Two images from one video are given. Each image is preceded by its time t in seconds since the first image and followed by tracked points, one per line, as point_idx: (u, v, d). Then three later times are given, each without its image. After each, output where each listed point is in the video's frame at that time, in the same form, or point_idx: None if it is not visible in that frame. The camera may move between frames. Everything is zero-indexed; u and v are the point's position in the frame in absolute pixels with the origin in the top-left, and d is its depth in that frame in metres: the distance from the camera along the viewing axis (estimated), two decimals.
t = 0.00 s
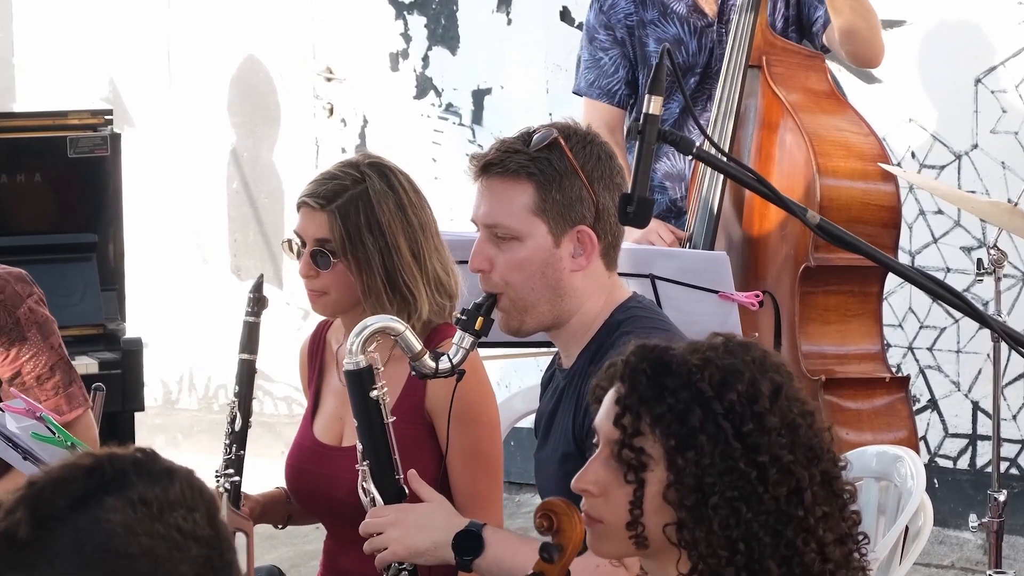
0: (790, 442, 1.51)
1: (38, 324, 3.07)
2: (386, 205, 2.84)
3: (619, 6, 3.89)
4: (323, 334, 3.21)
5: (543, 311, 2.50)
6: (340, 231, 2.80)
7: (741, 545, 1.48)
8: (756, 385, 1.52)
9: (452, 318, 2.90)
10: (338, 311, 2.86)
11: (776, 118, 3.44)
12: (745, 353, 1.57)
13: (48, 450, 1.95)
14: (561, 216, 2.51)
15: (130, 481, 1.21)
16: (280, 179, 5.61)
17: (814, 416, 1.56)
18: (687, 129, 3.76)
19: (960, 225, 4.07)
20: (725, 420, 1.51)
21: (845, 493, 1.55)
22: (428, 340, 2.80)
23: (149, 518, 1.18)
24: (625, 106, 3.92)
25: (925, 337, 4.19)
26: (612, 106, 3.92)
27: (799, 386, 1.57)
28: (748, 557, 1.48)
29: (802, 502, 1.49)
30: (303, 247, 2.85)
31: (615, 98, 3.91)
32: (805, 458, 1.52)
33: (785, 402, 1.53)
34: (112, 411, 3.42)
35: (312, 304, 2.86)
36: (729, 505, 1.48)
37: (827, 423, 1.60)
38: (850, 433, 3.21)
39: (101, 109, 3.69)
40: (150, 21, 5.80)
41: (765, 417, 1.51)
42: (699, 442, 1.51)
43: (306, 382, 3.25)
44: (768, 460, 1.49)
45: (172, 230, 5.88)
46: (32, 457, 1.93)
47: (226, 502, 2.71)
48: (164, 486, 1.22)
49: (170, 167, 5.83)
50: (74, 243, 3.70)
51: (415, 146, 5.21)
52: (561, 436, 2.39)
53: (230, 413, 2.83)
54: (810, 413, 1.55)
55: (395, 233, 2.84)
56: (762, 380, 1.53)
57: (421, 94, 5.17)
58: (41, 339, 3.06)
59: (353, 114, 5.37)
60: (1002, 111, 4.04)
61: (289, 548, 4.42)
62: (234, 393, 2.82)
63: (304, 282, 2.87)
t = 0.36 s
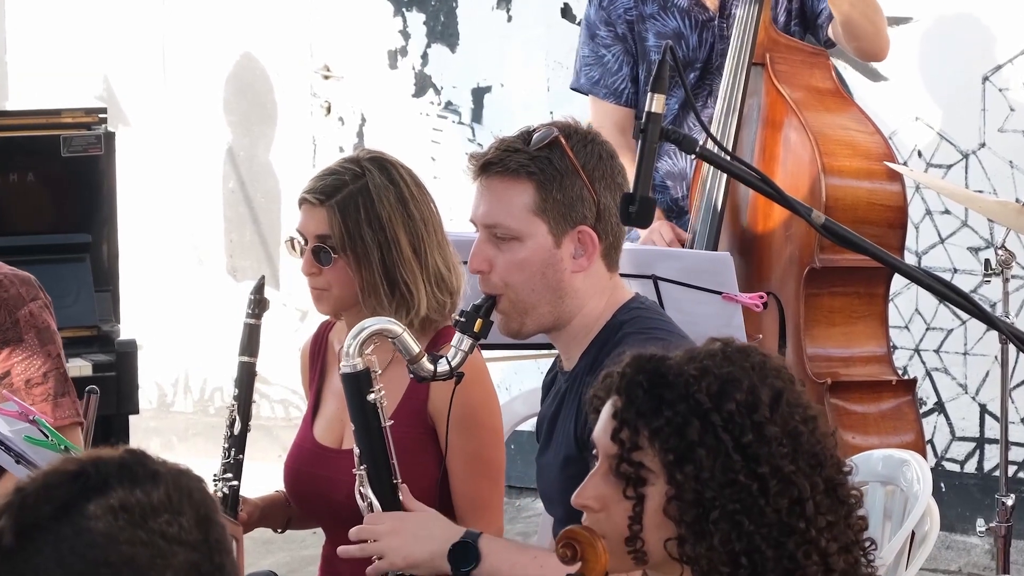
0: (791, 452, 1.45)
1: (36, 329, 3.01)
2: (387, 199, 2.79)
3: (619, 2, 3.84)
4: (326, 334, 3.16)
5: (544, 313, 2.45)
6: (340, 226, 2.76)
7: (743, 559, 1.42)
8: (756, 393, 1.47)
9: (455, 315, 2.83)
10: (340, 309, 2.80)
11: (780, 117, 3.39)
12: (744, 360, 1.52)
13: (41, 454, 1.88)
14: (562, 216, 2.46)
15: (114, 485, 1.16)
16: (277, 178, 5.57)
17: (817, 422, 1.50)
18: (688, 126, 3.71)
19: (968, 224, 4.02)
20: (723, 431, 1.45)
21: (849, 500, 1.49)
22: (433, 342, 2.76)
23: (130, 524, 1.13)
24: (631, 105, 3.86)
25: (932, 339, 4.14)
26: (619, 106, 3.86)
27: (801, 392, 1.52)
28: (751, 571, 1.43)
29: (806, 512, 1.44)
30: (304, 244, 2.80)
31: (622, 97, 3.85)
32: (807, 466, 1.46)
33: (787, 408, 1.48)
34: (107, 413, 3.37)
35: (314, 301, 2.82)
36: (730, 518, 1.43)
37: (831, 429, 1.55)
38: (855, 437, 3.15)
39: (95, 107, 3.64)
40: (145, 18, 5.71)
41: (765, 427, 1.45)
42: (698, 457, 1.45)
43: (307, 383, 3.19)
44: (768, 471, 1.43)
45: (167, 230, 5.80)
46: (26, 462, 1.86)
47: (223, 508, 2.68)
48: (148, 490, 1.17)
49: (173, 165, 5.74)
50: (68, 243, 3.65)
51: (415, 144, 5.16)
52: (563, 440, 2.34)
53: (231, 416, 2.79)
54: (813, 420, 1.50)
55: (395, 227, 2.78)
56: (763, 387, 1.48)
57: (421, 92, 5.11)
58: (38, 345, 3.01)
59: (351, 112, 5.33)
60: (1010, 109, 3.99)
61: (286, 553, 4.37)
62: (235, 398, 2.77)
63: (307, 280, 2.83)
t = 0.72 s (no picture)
0: (797, 460, 1.39)
1: (34, 332, 2.99)
2: (381, 198, 2.74)
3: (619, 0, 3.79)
4: (327, 334, 3.10)
5: (543, 314, 2.40)
6: (333, 227, 2.71)
7: (746, 569, 1.36)
8: (761, 399, 1.41)
9: (449, 317, 2.78)
10: (337, 310, 2.78)
11: (783, 114, 3.34)
12: (748, 365, 1.46)
13: (36, 457, 1.81)
14: (561, 216, 2.41)
15: (133, 484, 1.08)
16: (273, 178, 5.51)
17: (823, 426, 1.44)
18: (691, 125, 3.67)
19: (975, 225, 3.98)
20: (728, 438, 1.39)
21: (855, 507, 1.43)
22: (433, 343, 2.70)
23: (149, 526, 1.06)
24: (638, 103, 3.80)
25: (938, 341, 4.09)
26: (624, 105, 3.81)
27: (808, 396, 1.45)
28: None
29: (810, 521, 1.37)
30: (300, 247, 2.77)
31: (626, 96, 3.80)
32: (812, 473, 1.40)
33: (793, 414, 1.42)
34: (101, 416, 3.31)
35: (312, 302, 2.79)
36: (733, 528, 1.36)
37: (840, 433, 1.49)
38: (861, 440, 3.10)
39: (89, 105, 3.60)
40: (139, 15, 5.67)
41: (770, 434, 1.39)
42: (702, 465, 1.39)
43: (308, 384, 3.14)
44: (772, 479, 1.37)
45: (161, 231, 5.75)
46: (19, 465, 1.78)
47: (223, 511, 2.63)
48: (168, 491, 1.09)
49: (160, 168, 5.71)
50: (61, 244, 3.58)
51: (414, 143, 5.11)
52: (564, 444, 2.30)
53: (229, 418, 2.74)
54: (821, 425, 1.44)
55: (390, 226, 2.73)
56: (768, 393, 1.42)
57: (420, 90, 5.06)
58: (36, 349, 2.99)
59: (349, 110, 5.27)
60: (1017, 107, 3.94)
61: (282, 558, 4.32)
62: (233, 397, 2.71)
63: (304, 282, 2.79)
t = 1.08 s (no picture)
0: (802, 462, 1.33)
1: (28, 335, 2.99)
2: (376, 201, 2.69)
3: None
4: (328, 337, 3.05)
5: (543, 316, 2.36)
6: (329, 231, 2.66)
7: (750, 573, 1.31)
8: (767, 400, 1.35)
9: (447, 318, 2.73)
10: (338, 315, 2.75)
11: (790, 112, 3.29)
12: (754, 364, 1.40)
13: (29, 461, 1.73)
14: (562, 216, 2.36)
15: (138, 486, 1.09)
16: (270, 178, 5.47)
17: (833, 427, 1.37)
18: (695, 124, 3.62)
19: (982, 224, 3.93)
20: (731, 440, 1.34)
21: (866, 512, 1.36)
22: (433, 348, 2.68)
23: (156, 528, 1.07)
24: (639, 100, 3.76)
25: (945, 343, 4.05)
26: (622, 102, 3.75)
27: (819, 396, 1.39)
28: None
29: (814, 525, 1.31)
30: (298, 252, 2.73)
31: (626, 93, 3.75)
32: (818, 476, 1.33)
33: (800, 417, 1.35)
34: (95, 419, 3.26)
35: (312, 308, 2.75)
36: (736, 530, 1.32)
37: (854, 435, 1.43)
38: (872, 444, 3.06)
39: (83, 103, 3.54)
40: (134, 13, 5.61)
41: (774, 435, 1.33)
42: (703, 467, 1.34)
43: (309, 388, 3.10)
44: (775, 482, 1.32)
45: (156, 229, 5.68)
46: (11, 469, 1.71)
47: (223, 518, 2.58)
48: (175, 494, 1.11)
49: (157, 164, 5.64)
50: (56, 243, 3.54)
51: (412, 142, 5.05)
52: (566, 449, 2.25)
53: (230, 423, 2.69)
54: (833, 426, 1.37)
55: (385, 228, 2.68)
56: (773, 395, 1.36)
57: (418, 88, 5.02)
58: (29, 351, 2.99)
59: (346, 109, 5.22)
60: None
61: (279, 563, 4.28)
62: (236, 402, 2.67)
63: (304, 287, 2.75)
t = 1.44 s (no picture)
0: (777, 465, 1.32)
1: (17, 336, 2.97)
2: (376, 204, 2.64)
3: None
4: (326, 339, 3.00)
5: (545, 318, 2.31)
6: (328, 235, 2.62)
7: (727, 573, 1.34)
8: (753, 400, 1.36)
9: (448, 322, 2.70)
10: (332, 318, 2.70)
11: (795, 111, 3.24)
12: (750, 361, 1.41)
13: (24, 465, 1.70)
14: (565, 216, 2.31)
15: (126, 489, 1.19)
16: (267, 176, 5.42)
17: (826, 429, 1.35)
18: (697, 122, 3.57)
19: (990, 225, 3.89)
20: (706, 441, 1.36)
21: (860, 516, 1.33)
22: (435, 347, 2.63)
23: (143, 531, 1.16)
24: (638, 98, 3.70)
25: (952, 345, 4.01)
26: (625, 101, 3.70)
27: (820, 395, 1.37)
28: None
29: (789, 528, 1.32)
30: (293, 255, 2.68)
31: (627, 92, 3.69)
32: (797, 481, 1.32)
33: (781, 417, 1.35)
34: (89, 423, 3.21)
35: (307, 311, 2.70)
36: (711, 531, 1.35)
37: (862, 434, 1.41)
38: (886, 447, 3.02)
39: (77, 101, 3.47)
40: (129, 9, 5.53)
41: (751, 438, 1.34)
42: (679, 466, 1.38)
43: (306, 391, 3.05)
44: (743, 484, 1.33)
45: (150, 229, 5.61)
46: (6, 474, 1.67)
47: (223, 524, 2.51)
48: (163, 497, 1.20)
49: (151, 162, 5.56)
50: (49, 243, 3.49)
51: (411, 140, 5.01)
52: (569, 451, 2.21)
53: (232, 426, 2.64)
54: (828, 428, 1.35)
55: (385, 232, 2.64)
56: (756, 397, 1.36)
57: (417, 86, 4.96)
58: (19, 352, 2.97)
59: (344, 107, 5.19)
60: None
61: (276, 568, 4.24)
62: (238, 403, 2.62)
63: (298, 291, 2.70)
